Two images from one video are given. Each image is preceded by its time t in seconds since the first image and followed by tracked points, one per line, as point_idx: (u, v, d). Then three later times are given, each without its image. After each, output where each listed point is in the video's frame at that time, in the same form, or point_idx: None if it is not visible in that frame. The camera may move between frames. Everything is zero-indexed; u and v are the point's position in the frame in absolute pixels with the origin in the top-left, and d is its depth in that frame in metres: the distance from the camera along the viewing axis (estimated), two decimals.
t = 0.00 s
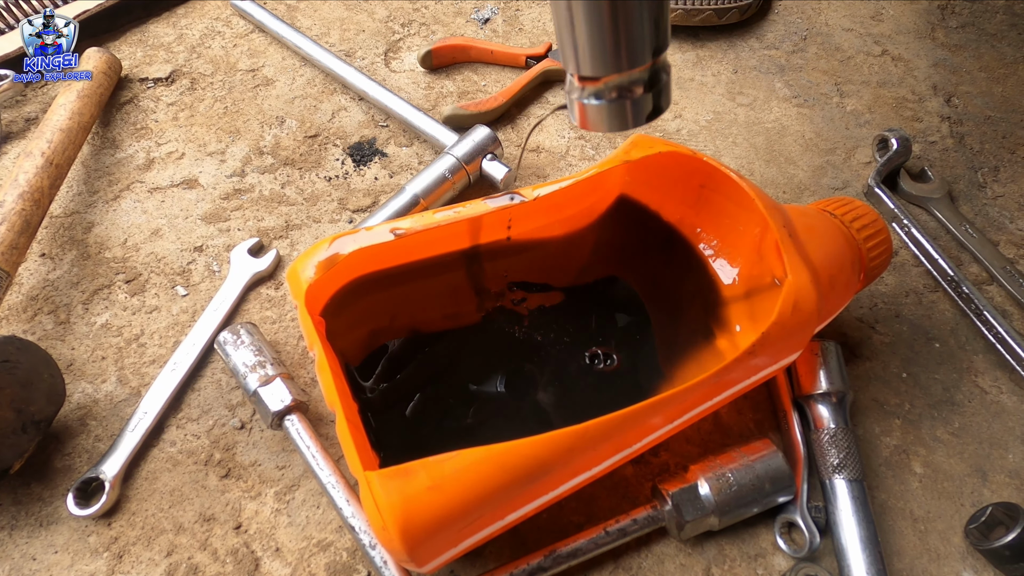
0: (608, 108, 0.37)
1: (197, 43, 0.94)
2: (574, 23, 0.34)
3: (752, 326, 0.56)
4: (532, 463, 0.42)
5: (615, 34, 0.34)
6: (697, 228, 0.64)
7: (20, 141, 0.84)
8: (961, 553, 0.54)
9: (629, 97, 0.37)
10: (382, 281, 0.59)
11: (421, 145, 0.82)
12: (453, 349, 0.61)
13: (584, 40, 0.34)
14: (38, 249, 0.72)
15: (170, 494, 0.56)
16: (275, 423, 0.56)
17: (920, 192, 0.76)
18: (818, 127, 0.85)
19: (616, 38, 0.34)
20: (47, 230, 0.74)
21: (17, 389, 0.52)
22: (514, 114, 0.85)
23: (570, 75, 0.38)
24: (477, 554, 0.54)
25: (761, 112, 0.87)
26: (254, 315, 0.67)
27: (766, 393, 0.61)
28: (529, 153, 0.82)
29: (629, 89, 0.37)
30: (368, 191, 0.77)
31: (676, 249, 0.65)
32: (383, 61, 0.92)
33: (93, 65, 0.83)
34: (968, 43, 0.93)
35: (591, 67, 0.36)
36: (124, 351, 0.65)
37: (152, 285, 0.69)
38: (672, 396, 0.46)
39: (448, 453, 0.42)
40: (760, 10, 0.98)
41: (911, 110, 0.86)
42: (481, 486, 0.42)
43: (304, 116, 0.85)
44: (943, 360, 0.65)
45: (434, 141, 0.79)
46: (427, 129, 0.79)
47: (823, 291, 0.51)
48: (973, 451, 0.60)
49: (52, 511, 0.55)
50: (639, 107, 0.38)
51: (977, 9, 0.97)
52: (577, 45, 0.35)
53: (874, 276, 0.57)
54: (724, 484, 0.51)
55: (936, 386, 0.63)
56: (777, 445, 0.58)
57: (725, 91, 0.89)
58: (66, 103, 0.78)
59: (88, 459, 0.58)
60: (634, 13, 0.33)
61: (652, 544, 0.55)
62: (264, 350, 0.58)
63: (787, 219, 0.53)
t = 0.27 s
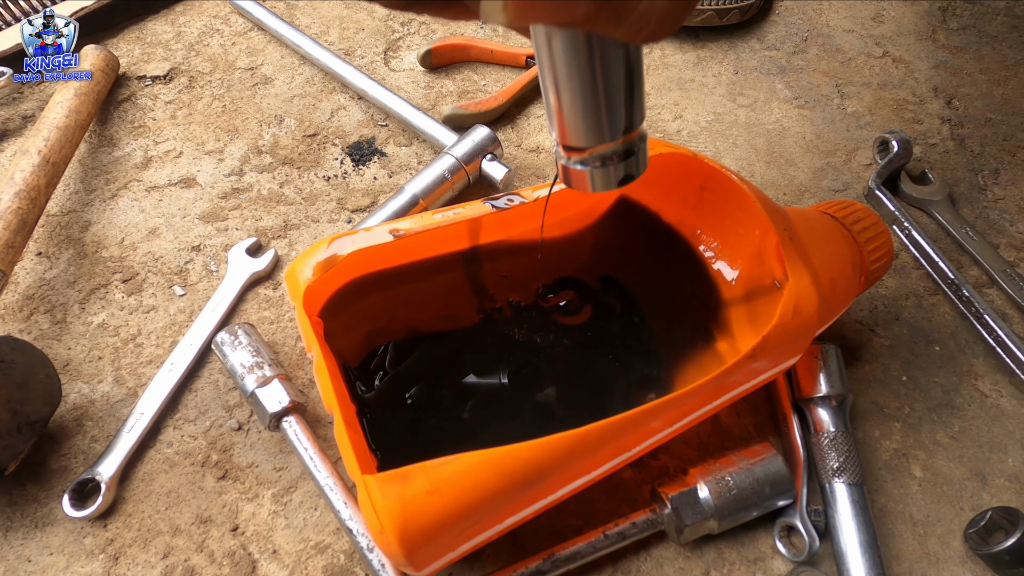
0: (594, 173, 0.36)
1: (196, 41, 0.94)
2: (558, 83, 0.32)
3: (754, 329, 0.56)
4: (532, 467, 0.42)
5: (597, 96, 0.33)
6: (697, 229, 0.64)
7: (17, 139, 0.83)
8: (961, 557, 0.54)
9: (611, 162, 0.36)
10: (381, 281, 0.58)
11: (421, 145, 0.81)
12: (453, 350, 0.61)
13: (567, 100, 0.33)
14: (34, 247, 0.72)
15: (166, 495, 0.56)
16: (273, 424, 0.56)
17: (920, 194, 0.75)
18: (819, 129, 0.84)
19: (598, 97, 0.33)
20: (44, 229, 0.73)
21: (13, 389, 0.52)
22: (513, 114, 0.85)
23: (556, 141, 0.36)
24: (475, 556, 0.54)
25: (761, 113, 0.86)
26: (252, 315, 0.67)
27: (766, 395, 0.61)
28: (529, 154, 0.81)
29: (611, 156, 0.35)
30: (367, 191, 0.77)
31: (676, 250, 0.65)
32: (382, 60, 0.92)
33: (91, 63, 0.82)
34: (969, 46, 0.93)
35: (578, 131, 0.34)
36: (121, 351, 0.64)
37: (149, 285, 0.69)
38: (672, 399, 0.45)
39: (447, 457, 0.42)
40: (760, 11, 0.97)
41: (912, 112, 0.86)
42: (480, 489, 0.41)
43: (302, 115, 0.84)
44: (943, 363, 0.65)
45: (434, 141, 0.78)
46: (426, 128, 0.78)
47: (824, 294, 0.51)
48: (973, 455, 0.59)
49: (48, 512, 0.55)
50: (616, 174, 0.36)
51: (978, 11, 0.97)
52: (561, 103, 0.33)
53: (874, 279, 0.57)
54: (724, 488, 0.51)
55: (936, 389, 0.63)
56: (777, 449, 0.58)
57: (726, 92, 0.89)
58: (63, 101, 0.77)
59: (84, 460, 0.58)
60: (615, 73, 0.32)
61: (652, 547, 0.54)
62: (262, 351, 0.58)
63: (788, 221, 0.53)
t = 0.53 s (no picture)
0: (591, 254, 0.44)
1: (192, 40, 0.93)
2: (571, 187, 0.40)
3: (751, 332, 0.56)
4: (528, 471, 0.42)
5: (599, 202, 0.40)
6: (694, 231, 0.64)
7: (11, 138, 0.83)
8: (956, 560, 0.54)
9: (607, 247, 0.43)
10: (377, 283, 0.58)
11: (417, 145, 0.81)
12: (450, 353, 0.60)
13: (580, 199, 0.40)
14: (28, 247, 0.71)
15: (160, 498, 0.55)
16: (268, 426, 0.56)
17: (918, 197, 0.75)
18: (817, 130, 0.84)
19: (601, 205, 0.41)
20: (38, 229, 0.73)
21: (5, 391, 0.51)
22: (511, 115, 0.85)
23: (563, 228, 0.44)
24: (471, 559, 0.53)
25: (759, 115, 0.86)
26: (247, 316, 0.66)
27: (763, 398, 0.61)
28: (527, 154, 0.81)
29: (605, 246, 0.43)
30: (364, 191, 0.76)
31: (674, 252, 0.65)
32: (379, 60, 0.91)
33: (86, 62, 0.82)
34: (966, 48, 0.94)
35: (582, 224, 0.42)
36: (115, 352, 0.64)
37: (143, 286, 0.69)
38: (669, 403, 0.45)
39: (442, 461, 0.42)
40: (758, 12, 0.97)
41: (909, 114, 0.86)
42: (475, 494, 0.41)
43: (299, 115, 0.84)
44: (939, 366, 0.65)
45: (430, 142, 0.78)
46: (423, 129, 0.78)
47: (822, 297, 0.51)
48: (969, 458, 0.59)
49: (41, 515, 0.55)
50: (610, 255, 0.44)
51: (975, 14, 0.98)
52: (574, 200, 0.41)
53: (873, 281, 0.57)
54: (720, 491, 0.51)
55: (932, 392, 0.63)
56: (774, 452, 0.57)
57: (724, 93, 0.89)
58: (57, 100, 0.77)
59: (77, 462, 0.57)
60: (615, 190, 0.40)
61: (648, 550, 0.54)
62: (256, 353, 0.58)
63: (785, 224, 0.53)
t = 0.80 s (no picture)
0: (585, 116, 0.40)
1: (190, 39, 0.93)
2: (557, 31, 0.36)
3: (751, 333, 0.56)
4: (527, 473, 0.41)
5: (593, 40, 0.36)
6: (693, 232, 0.64)
7: (8, 137, 0.82)
8: (956, 561, 0.54)
9: (606, 105, 0.39)
10: (376, 284, 0.58)
11: (416, 145, 0.81)
12: (449, 354, 0.60)
13: (565, 52, 0.37)
14: (25, 247, 0.71)
15: (158, 499, 0.55)
16: (266, 427, 0.56)
17: (917, 197, 0.75)
18: (816, 131, 0.84)
19: (596, 43, 0.36)
20: (35, 229, 0.73)
21: (2, 392, 0.51)
22: (510, 115, 0.84)
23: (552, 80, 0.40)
24: (470, 560, 0.53)
25: (759, 115, 0.86)
26: (245, 316, 0.66)
27: (762, 399, 0.61)
28: (526, 155, 0.81)
29: (607, 98, 0.39)
30: (362, 191, 0.76)
31: (673, 252, 0.65)
32: (378, 59, 0.91)
33: (83, 62, 0.82)
34: (965, 48, 0.94)
35: (573, 71, 0.38)
36: (113, 353, 0.64)
37: (141, 286, 0.68)
38: (668, 405, 0.45)
39: (440, 462, 0.41)
40: (758, 12, 0.97)
41: (908, 114, 0.86)
42: (474, 495, 0.40)
43: (297, 114, 0.84)
44: (938, 367, 0.65)
45: (429, 142, 0.78)
46: (422, 129, 0.78)
47: (822, 299, 0.51)
48: (968, 459, 0.59)
49: (38, 516, 0.54)
50: (616, 114, 0.40)
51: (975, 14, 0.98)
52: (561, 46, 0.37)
53: (872, 283, 0.57)
54: (719, 492, 0.51)
55: (932, 393, 0.63)
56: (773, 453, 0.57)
57: (723, 94, 0.88)
58: (55, 99, 0.76)
59: (74, 463, 0.57)
60: (613, 13, 0.35)
61: (647, 551, 0.54)
62: (255, 353, 0.58)
63: (785, 224, 0.53)
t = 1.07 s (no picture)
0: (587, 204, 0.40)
1: (195, 39, 0.93)
2: (560, 119, 0.36)
3: (756, 334, 0.56)
4: (534, 472, 0.41)
5: (592, 136, 0.36)
6: (698, 233, 0.65)
7: (14, 136, 0.82)
8: (960, 562, 0.54)
9: (603, 195, 0.40)
10: (382, 283, 0.58)
11: (420, 145, 0.81)
12: (454, 353, 0.60)
13: (568, 141, 0.37)
14: (31, 246, 0.71)
15: (164, 497, 0.55)
16: (272, 426, 0.56)
17: (920, 198, 0.75)
18: (820, 132, 0.84)
19: (593, 140, 0.37)
20: (41, 227, 0.73)
21: (9, 390, 0.51)
22: (514, 115, 0.85)
23: (555, 171, 0.40)
24: (475, 560, 0.53)
25: (762, 116, 0.86)
26: (251, 315, 0.66)
27: (766, 399, 0.61)
28: (530, 155, 0.81)
29: (602, 190, 0.40)
30: (367, 191, 0.76)
31: (678, 252, 0.65)
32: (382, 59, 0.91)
33: (89, 61, 0.82)
34: (968, 50, 0.94)
35: (574, 165, 0.38)
36: (119, 351, 0.64)
37: (147, 285, 0.69)
38: (674, 404, 0.45)
39: (447, 461, 0.41)
40: (762, 13, 0.98)
41: (912, 115, 0.86)
42: (481, 495, 0.40)
43: (302, 114, 0.84)
44: (942, 368, 0.65)
45: (434, 142, 0.78)
46: (427, 129, 0.78)
47: (827, 299, 0.51)
48: (972, 460, 0.59)
49: (44, 514, 0.54)
50: (605, 203, 0.41)
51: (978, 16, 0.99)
52: (562, 139, 0.37)
53: (878, 283, 0.57)
54: (724, 492, 0.51)
55: (936, 394, 0.63)
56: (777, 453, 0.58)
57: (727, 94, 0.89)
58: (61, 99, 0.77)
59: (80, 461, 0.57)
60: (607, 114, 0.36)
61: (651, 551, 0.54)
62: (261, 352, 0.58)
63: (790, 225, 0.53)
